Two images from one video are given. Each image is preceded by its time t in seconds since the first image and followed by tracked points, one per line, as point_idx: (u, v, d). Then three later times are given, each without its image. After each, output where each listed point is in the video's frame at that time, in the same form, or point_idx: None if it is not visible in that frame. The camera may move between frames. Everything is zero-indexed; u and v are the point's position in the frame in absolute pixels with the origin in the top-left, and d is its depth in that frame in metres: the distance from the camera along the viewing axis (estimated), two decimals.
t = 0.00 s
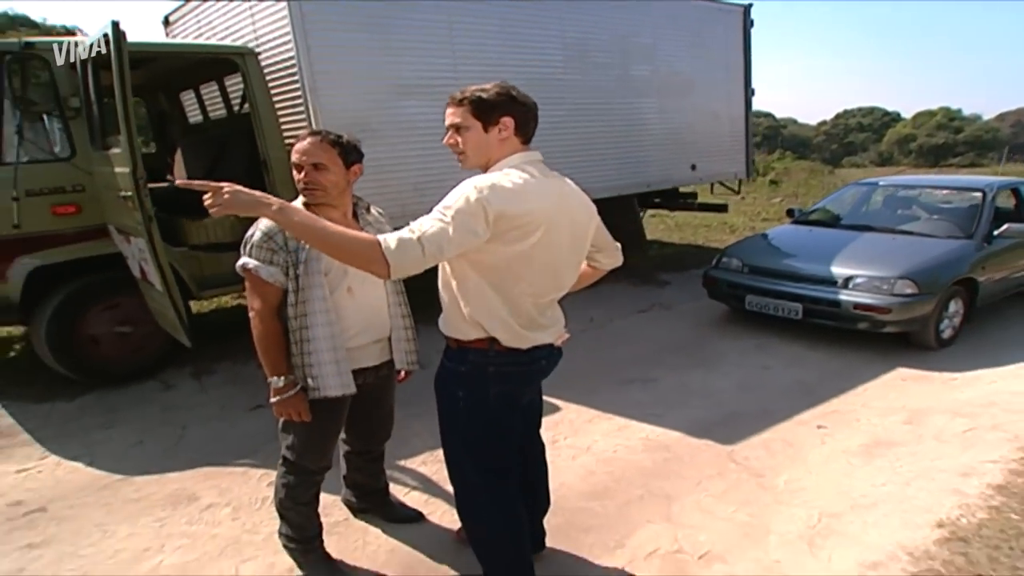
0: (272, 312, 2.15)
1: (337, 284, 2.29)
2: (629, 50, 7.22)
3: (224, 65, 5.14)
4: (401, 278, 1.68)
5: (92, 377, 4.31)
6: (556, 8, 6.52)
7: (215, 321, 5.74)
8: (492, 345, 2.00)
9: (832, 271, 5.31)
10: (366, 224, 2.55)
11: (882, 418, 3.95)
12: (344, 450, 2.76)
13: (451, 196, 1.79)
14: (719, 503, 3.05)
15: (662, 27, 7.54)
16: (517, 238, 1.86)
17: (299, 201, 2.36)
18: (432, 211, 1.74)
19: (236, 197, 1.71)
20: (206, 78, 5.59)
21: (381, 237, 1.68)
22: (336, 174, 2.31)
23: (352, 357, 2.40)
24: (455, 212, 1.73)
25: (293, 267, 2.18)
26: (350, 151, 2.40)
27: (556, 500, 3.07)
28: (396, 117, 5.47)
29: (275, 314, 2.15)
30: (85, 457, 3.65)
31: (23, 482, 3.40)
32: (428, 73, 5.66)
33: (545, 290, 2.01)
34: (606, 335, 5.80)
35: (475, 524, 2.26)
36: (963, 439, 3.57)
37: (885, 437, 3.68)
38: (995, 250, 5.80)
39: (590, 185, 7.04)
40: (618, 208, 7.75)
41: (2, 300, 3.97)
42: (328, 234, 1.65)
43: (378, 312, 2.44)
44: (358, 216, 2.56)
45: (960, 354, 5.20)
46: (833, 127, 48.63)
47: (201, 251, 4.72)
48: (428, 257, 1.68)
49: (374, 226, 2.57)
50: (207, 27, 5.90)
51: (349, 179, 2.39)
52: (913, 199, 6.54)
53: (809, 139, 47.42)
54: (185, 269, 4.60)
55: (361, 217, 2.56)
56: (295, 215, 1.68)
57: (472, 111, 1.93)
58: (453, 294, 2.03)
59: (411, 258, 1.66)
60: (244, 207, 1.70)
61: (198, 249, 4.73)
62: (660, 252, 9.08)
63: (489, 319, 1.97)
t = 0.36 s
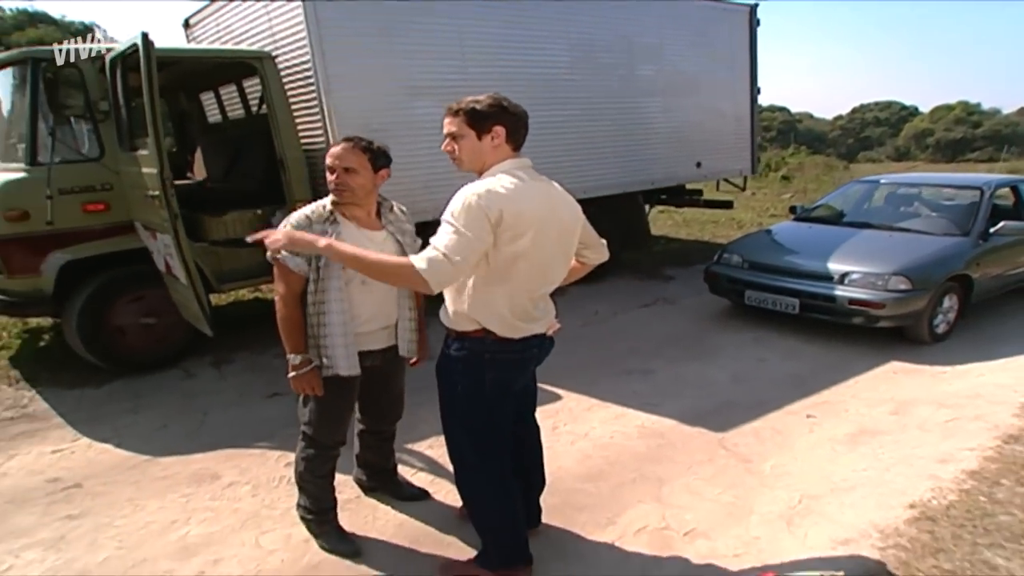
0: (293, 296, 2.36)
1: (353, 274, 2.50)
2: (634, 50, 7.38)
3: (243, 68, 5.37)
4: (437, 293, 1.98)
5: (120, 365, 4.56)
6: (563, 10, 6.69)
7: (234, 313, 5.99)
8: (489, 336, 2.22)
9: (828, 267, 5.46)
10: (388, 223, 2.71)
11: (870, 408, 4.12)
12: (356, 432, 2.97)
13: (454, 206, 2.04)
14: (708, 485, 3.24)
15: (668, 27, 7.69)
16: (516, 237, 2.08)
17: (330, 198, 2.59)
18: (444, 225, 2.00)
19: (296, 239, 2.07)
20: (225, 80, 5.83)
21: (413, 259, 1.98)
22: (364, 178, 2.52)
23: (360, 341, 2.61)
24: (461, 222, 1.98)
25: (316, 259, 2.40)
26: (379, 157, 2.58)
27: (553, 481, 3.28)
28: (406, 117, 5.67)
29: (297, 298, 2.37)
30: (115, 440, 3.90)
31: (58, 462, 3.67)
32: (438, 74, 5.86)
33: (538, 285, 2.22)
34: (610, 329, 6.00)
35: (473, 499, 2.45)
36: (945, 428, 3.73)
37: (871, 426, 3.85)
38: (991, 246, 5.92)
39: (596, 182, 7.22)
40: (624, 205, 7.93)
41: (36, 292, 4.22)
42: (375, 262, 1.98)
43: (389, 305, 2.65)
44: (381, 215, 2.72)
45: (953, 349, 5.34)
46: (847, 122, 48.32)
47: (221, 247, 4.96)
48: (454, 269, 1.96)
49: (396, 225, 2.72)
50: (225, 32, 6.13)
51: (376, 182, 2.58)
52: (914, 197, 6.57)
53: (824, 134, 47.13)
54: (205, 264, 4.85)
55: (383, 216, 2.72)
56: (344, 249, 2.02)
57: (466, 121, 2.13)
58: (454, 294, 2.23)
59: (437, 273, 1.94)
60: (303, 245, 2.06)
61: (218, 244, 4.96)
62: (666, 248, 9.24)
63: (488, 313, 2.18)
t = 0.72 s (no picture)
0: (317, 285, 2.70)
1: (372, 270, 2.77)
2: (644, 54, 7.54)
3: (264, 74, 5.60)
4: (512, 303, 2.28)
5: (149, 358, 4.83)
6: (574, 15, 6.85)
7: (255, 308, 6.24)
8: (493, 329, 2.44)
9: (829, 267, 5.60)
10: (414, 229, 2.86)
11: (863, 404, 4.28)
12: (373, 418, 3.20)
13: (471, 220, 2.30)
14: (701, 473, 3.43)
15: (677, 31, 7.84)
16: (521, 241, 2.33)
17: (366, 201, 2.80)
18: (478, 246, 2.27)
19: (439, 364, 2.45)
20: (246, 85, 6.05)
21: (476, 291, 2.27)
22: (399, 189, 2.71)
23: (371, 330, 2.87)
24: (488, 237, 2.25)
25: (343, 256, 2.71)
26: (414, 169, 2.77)
27: (555, 468, 3.48)
28: (420, 121, 5.88)
29: (319, 287, 2.71)
30: (145, 427, 4.16)
31: (94, 447, 3.94)
32: (451, 79, 6.05)
33: (539, 282, 2.44)
34: (616, 326, 6.19)
35: (477, 482, 2.66)
36: (933, 422, 3.89)
37: (862, 421, 4.02)
38: (991, 247, 6.04)
39: (606, 183, 7.39)
40: (634, 205, 8.10)
41: (71, 288, 4.51)
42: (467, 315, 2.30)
43: (405, 301, 2.89)
44: (410, 221, 2.87)
45: (951, 347, 5.47)
46: (865, 119, 47.96)
47: (243, 245, 5.21)
48: (507, 279, 2.24)
49: (421, 232, 2.87)
50: (247, 38, 6.36)
51: (409, 192, 2.76)
52: (919, 197, 6.63)
53: (842, 131, 46.82)
54: (229, 262, 5.11)
55: (412, 222, 2.87)
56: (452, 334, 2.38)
57: (465, 137, 2.38)
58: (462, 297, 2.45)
59: (498, 293, 2.24)
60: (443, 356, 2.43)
61: (241, 243, 5.21)
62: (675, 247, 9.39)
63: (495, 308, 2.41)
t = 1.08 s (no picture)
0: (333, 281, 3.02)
1: (383, 268, 3.05)
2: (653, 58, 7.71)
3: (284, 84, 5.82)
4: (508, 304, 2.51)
5: (177, 351, 5.11)
6: (586, 22, 7.04)
7: (275, 305, 6.51)
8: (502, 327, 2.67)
9: (829, 268, 5.77)
10: (424, 231, 3.13)
11: (857, 400, 4.46)
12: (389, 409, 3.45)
13: (475, 229, 2.54)
14: (697, 463, 3.64)
15: (686, 36, 8.01)
16: (521, 248, 2.55)
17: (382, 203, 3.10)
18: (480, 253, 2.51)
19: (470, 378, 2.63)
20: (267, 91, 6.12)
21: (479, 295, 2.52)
22: (408, 194, 2.98)
23: (382, 324, 3.14)
24: (488, 245, 2.48)
25: (357, 256, 3.01)
26: (422, 175, 3.00)
27: (558, 457, 3.71)
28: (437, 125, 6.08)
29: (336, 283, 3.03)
30: (175, 417, 4.43)
31: (128, 435, 4.21)
32: (465, 85, 6.26)
33: (542, 284, 2.67)
34: (623, 323, 6.39)
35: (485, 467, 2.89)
36: (922, 417, 4.07)
37: (855, 416, 4.20)
38: (991, 248, 6.18)
39: (616, 185, 7.57)
40: (643, 205, 8.28)
41: (104, 285, 4.80)
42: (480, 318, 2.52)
43: (415, 298, 3.15)
44: (421, 223, 3.14)
45: (949, 346, 5.63)
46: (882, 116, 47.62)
47: (265, 245, 5.47)
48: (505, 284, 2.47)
49: (430, 234, 3.13)
50: (269, 45, 6.60)
51: (418, 197, 3.01)
52: (924, 199, 6.74)
53: (858, 128, 46.50)
54: (253, 262, 5.39)
55: (422, 224, 3.13)
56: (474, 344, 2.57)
57: (474, 151, 2.62)
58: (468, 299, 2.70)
59: (495, 295, 2.48)
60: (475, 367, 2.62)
61: (263, 244, 5.47)
62: (684, 246, 9.56)
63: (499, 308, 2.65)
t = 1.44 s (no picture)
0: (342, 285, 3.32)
1: (384, 270, 3.28)
2: (661, 63, 7.89)
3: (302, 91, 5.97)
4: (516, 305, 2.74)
5: (201, 347, 5.38)
6: (595, 29, 7.23)
7: (293, 303, 6.77)
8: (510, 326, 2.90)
9: (828, 269, 5.96)
10: (421, 234, 3.36)
11: (851, 397, 4.66)
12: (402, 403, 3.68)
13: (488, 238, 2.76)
14: (693, 455, 3.86)
15: (693, 42, 8.20)
16: (529, 254, 2.78)
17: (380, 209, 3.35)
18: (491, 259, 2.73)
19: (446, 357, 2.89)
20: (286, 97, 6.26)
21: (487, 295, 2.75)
22: (398, 199, 3.22)
23: (390, 324, 3.37)
24: (499, 252, 2.71)
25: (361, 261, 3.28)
26: (410, 180, 3.23)
27: (562, 449, 3.93)
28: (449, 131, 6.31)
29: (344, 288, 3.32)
30: (201, 409, 4.70)
31: (158, 425, 4.48)
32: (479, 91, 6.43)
33: (547, 286, 2.89)
34: (629, 322, 6.60)
35: (495, 458, 3.12)
36: (912, 414, 4.26)
37: (848, 412, 4.40)
38: (988, 251, 6.34)
39: (623, 187, 7.76)
40: (650, 207, 8.48)
41: (134, 285, 5.06)
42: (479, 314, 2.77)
43: (417, 298, 3.38)
44: (419, 227, 3.38)
45: (945, 346, 5.80)
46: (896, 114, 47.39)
47: (284, 246, 5.72)
48: (510, 290, 2.70)
49: (427, 236, 3.36)
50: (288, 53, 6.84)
51: (408, 201, 3.24)
52: (927, 202, 6.86)
53: (873, 126, 46.25)
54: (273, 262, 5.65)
55: (419, 228, 3.37)
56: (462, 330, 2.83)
57: (487, 164, 2.84)
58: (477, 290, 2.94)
59: (504, 297, 2.70)
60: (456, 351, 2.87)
61: (282, 244, 5.72)
62: (692, 246, 9.74)
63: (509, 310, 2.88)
